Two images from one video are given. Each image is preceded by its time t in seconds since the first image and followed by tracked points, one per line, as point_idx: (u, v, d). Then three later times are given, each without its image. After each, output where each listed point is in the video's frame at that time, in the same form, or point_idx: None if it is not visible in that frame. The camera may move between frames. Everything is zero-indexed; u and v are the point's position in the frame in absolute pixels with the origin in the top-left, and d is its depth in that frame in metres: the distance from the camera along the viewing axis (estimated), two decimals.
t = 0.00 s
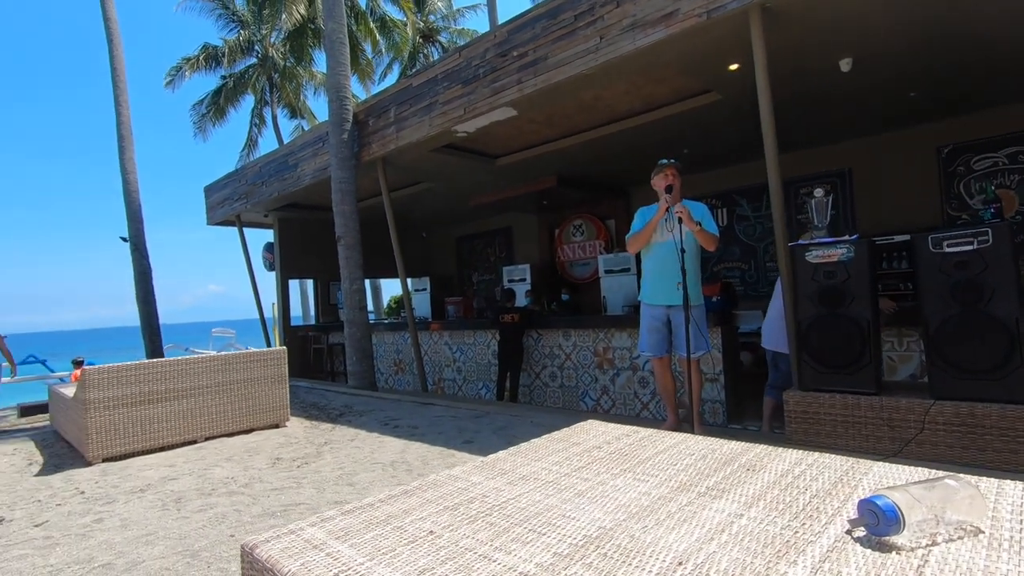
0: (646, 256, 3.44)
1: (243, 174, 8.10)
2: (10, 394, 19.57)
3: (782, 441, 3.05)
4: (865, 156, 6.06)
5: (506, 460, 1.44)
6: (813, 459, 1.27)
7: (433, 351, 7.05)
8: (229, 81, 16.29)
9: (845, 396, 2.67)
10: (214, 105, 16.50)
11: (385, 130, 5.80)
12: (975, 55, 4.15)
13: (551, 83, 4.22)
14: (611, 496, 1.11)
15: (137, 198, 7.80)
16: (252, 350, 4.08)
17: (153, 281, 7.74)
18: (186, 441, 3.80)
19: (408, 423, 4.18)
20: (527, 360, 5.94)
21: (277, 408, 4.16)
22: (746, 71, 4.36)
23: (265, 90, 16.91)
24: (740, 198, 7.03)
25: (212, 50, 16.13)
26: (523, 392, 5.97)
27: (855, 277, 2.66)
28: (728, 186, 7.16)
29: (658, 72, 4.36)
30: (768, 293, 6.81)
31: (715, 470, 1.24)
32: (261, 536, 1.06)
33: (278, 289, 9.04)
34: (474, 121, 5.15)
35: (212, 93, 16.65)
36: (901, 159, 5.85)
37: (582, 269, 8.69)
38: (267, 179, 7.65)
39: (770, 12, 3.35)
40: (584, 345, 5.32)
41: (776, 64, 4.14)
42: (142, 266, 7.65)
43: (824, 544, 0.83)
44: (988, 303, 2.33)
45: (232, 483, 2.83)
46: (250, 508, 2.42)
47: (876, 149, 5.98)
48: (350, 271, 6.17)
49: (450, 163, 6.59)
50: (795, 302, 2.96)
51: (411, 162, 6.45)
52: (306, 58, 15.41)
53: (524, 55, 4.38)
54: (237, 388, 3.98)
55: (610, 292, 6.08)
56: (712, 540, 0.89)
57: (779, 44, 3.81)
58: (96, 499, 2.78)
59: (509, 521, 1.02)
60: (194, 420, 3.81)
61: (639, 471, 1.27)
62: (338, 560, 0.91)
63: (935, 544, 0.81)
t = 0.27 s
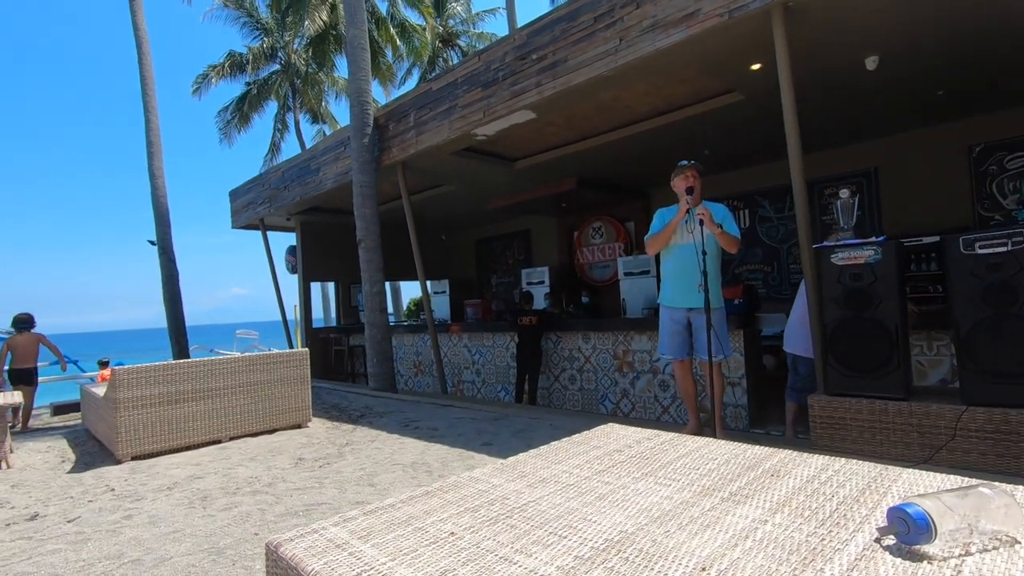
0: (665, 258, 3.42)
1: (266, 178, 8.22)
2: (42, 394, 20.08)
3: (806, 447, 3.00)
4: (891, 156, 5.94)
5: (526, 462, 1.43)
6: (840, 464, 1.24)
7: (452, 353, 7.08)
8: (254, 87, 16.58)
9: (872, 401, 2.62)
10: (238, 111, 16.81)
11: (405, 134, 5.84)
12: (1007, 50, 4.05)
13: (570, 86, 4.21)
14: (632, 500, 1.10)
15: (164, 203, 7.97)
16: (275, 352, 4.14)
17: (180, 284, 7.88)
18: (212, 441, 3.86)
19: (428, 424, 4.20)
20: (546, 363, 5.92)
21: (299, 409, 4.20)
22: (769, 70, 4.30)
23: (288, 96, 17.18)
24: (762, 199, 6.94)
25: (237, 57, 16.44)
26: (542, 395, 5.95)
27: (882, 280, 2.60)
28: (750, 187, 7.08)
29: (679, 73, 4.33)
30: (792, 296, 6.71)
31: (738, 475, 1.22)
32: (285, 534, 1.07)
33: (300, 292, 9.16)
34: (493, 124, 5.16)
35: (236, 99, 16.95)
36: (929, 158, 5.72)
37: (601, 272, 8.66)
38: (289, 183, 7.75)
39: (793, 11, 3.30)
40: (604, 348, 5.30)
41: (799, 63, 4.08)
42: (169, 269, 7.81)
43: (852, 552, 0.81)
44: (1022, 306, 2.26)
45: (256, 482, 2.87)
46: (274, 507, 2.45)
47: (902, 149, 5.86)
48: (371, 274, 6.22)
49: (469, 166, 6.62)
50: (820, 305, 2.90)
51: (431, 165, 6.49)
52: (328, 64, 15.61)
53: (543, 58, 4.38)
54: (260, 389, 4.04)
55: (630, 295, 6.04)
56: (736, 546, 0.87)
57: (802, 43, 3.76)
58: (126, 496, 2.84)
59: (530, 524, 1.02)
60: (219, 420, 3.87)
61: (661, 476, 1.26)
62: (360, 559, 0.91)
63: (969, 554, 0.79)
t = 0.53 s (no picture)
0: (677, 261, 3.40)
1: (282, 179, 8.29)
2: (63, 392, 20.43)
3: (821, 452, 2.96)
4: (910, 159, 5.86)
5: (537, 464, 1.43)
6: (855, 471, 1.22)
7: (465, 354, 7.09)
8: (271, 90, 16.78)
9: (890, 407, 2.58)
10: (255, 114, 17.01)
11: (419, 136, 5.87)
12: None
13: (584, 88, 4.20)
14: (642, 503, 1.09)
15: (182, 204, 8.07)
16: (289, 351, 4.17)
17: (196, 283, 7.98)
18: (226, 439, 3.90)
19: (440, 425, 4.21)
20: (558, 365, 5.91)
21: (312, 408, 4.23)
22: (785, 72, 4.27)
23: (304, 99, 17.34)
24: (778, 202, 6.87)
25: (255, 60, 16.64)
26: (554, 397, 5.94)
27: (900, 284, 2.56)
28: (765, 190, 7.01)
29: (693, 74, 4.30)
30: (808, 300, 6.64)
31: (751, 480, 1.21)
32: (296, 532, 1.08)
33: (315, 293, 9.22)
34: (506, 126, 5.17)
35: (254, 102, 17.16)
36: (949, 161, 5.64)
37: (614, 274, 8.62)
38: (305, 185, 7.81)
39: (810, 12, 3.27)
40: (616, 351, 5.27)
41: (815, 64, 4.04)
42: (186, 269, 7.90)
43: (865, 559, 0.80)
44: None
45: (269, 481, 2.90)
46: (287, 505, 2.46)
47: (922, 151, 5.78)
48: (384, 275, 6.25)
49: (483, 168, 6.63)
50: (836, 308, 2.86)
51: (444, 167, 6.51)
52: (343, 67, 15.75)
53: (557, 60, 4.37)
54: (275, 389, 4.07)
55: (643, 297, 6.01)
56: (747, 551, 0.86)
57: (819, 43, 3.72)
58: (142, 492, 2.87)
59: (539, 525, 1.01)
60: (234, 419, 3.90)
61: (672, 479, 1.25)
62: (370, 558, 0.91)
63: (987, 564, 0.77)
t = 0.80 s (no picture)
0: (679, 265, 3.40)
1: (286, 179, 8.31)
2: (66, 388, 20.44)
3: (821, 458, 2.95)
4: (914, 164, 5.85)
5: (535, 466, 1.43)
6: (853, 476, 1.22)
7: (465, 355, 7.09)
8: (276, 90, 16.83)
9: (891, 413, 2.57)
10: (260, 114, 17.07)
11: (422, 137, 5.87)
12: None
13: (587, 90, 4.21)
14: (639, 506, 1.09)
15: (186, 202, 8.09)
16: (291, 350, 4.17)
17: (199, 281, 7.99)
18: (227, 437, 3.90)
19: (440, 426, 4.21)
20: (559, 368, 5.91)
21: (313, 407, 4.23)
22: (789, 76, 4.26)
23: (309, 99, 17.38)
24: (781, 206, 6.87)
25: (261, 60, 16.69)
26: (554, 400, 5.94)
27: (902, 289, 2.56)
28: (768, 194, 7.01)
29: (697, 78, 4.30)
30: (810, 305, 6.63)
31: (748, 484, 1.21)
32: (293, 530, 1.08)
33: (317, 292, 9.24)
34: (509, 128, 5.18)
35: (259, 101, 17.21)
36: (953, 167, 5.62)
37: (616, 277, 8.62)
38: (308, 185, 7.83)
39: (814, 16, 3.27)
40: (617, 354, 5.27)
41: (819, 69, 4.04)
42: (189, 267, 7.92)
43: (860, 564, 0.80)
44: None
45: (268, 479, 2.90)
46: (286, 504, 2.47)
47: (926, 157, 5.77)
48: (386, 276, 6.25)
49: (486, 169, 6.64)
50: (838, 313, 2.86)
51: (447, 168, 6.52)
52: (348, 67, 15.77)
53: (561, 62, 4.38)
54: (276, 387, 4.08)
55: (644, 300, 6.01)
56: (742, 555, 0.86)
57: (823, 48, 3.72)
58: (141, 489, 2.88)
59: (534, 526, 1.01)
60: (235, 417, 3.91)
61: (669, 482, 1.25)
62: (365, 557, 0.92)
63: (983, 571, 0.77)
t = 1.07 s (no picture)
0: (673, 269, 3.42)
1: (281, 178, 8.29)
2: (56, 387, 20.26)
3: (812, 461, 2.96)
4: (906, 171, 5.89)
5: (527, 467, 1.43)
6: (843, 480, 1.23)
7: (459, 357, 7.09)
8: (272, 89, 16.78)
9: (882, 418, 2.59)
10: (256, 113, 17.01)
11: (418, 138, 5.87)
12: None
13: (583, 93, 4.22)
14: (630, 508, 1.10)
15: (180, 200, 8.06)
16: (283, 350, 4.16)
17: (192, 280, 7.95)
18: (218, 437, 3.88)
19: (433, 427, 4.20)
20: (553, 370, 5.91)
21: (305, 408, 4.22)
22: (783, 82, 4.29)
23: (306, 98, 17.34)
24: (774, 211, 6.90)
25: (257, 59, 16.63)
26: (548, 402, 5.94)
27: (893, 294, 2.58)
28: (762, 199, 7.04)
29: (693, 82, 4.32)
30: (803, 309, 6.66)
31: (739, 487, 1.21)
32: (284, 530, 1.07)
33: (311, 292, 9.21)
34: (505, 130, 5.18)
35: (254, 101, 17.15)
36: (945, 174, 5.67)
37: (610, 280, 8.65)
38: (303, 185, 7.81)
39: (809, 23, 3.29)
40: (611, 357, 5.28)
41: (813, 75, 4.07)
42: (182, 266, 7.88)
43: (849, 566, 0.80)
44: None
45: (260, 480, 2.88)
46: (277, 504, 2.46)
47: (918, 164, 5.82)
48: (380, 276, 6.24)
49: (481, 171, 6.64)
50: (830, 318, 2.88)
51: (442, 170, 6.51)
52: (345, 68, 15.75)
53: (558, 65, 4.39)
54: (268, 387, 4.06)
55: (639, 304, 6.02)
56: (732, 557, 0.86)
57: (818, 55, 3.74)
58: (131, 489, 2.86)
59: (526, 527, 1.01)
60: (226, 417, 3.89)
61: (661, 484, 1.25)
62: (356, 557, 0.91)
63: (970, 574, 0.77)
